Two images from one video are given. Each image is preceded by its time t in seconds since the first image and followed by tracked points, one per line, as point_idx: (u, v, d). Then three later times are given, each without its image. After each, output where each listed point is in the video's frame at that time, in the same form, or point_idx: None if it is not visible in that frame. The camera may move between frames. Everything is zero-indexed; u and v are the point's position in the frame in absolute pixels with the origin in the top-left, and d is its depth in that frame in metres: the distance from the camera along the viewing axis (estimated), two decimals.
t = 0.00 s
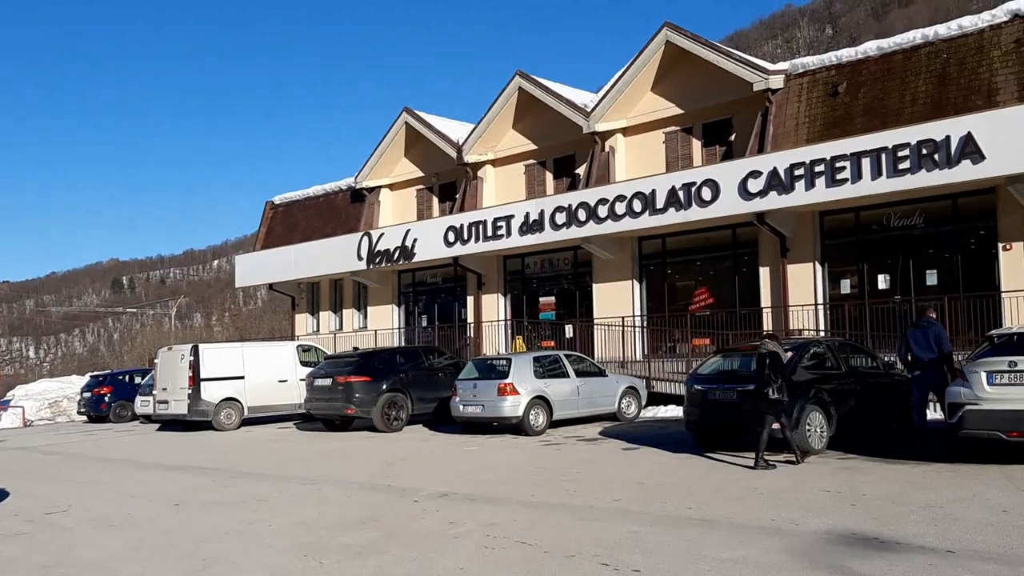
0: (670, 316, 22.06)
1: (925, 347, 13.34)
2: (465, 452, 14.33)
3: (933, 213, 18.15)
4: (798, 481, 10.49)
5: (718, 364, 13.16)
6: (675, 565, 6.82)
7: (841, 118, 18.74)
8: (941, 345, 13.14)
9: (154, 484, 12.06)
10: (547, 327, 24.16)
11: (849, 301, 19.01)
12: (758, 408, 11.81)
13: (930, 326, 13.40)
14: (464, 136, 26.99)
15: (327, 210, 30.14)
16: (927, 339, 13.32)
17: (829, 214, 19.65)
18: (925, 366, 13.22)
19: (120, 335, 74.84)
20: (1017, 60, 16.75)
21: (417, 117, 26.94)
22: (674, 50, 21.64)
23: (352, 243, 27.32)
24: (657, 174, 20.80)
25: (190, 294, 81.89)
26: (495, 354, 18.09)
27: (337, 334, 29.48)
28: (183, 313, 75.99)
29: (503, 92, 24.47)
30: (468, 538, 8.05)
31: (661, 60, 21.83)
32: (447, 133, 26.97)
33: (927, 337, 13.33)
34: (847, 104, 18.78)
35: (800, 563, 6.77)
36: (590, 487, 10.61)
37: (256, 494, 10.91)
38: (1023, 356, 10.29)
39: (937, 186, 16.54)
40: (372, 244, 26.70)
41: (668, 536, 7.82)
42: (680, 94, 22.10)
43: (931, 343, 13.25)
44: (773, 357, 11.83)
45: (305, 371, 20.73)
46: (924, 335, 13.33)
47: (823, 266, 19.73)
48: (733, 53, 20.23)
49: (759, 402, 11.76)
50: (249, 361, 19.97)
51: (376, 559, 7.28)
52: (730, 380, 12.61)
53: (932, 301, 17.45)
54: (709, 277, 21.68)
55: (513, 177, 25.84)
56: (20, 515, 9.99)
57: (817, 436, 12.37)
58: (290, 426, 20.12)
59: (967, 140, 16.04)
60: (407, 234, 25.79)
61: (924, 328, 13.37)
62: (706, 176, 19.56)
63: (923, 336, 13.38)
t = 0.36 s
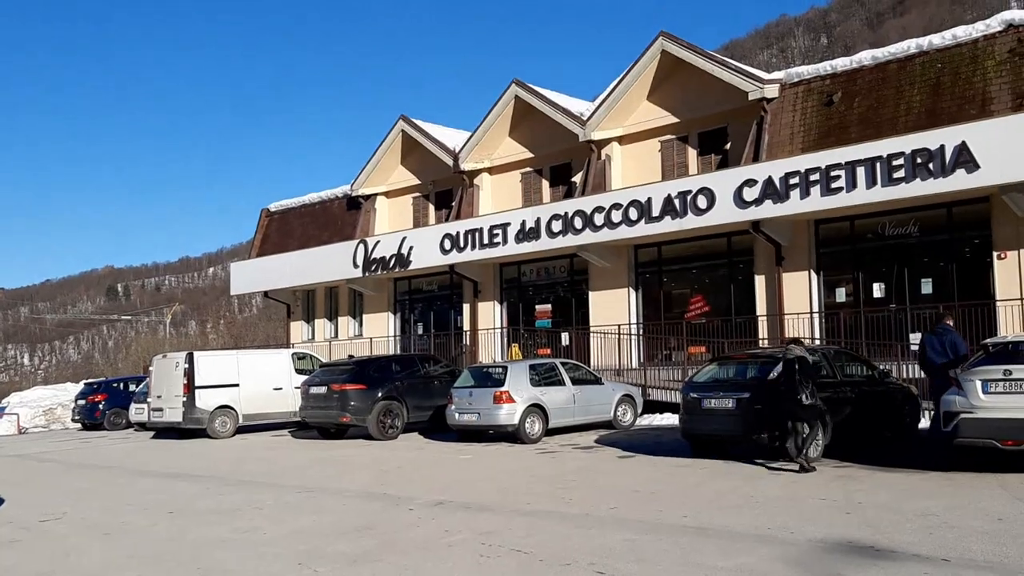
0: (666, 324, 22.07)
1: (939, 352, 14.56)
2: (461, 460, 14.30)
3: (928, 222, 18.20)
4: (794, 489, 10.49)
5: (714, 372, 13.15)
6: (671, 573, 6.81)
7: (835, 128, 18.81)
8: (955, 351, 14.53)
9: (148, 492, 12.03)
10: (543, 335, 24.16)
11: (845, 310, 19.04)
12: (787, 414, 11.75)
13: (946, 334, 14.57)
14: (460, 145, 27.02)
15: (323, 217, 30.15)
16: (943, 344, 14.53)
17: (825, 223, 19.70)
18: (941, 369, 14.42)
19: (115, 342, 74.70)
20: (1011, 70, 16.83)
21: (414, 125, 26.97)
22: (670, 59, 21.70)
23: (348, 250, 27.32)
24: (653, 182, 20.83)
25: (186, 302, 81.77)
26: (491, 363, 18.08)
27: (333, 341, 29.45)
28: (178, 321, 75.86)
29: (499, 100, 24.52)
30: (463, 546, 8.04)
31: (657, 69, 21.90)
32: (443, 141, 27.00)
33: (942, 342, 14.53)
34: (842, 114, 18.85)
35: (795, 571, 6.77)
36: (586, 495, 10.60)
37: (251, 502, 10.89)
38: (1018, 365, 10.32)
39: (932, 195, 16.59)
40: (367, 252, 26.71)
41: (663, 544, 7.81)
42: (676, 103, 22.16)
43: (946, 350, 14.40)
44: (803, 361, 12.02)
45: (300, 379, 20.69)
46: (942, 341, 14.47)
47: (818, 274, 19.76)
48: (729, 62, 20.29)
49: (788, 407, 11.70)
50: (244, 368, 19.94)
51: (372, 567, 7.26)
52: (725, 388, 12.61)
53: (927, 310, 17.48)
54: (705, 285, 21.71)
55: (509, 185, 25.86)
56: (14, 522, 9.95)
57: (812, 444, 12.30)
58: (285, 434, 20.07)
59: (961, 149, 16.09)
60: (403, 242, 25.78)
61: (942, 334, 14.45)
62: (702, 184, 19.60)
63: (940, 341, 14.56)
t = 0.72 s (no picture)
0: (647, 333, 22.10)
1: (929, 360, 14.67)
2: (440, 470, 14.23)
3: (906, 232, 18.34)
4: (774, 498, 10.50)
5: (694, 381, 13.15)
6: None
7: (814, 138, 18.93)
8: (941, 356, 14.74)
9: (124, 502, 11.89)
10: (525, 344, 24.14)
11: (824, 319, 19.14)
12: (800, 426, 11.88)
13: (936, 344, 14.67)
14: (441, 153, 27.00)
15: (303, 225, 30.01)
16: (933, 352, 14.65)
17: (804, 232, 19.80)
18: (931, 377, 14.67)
19: (92, 351, 73.96)
20: (988, 82, 17.00)
21: (394, 133, 26.92)
22: (651, 69, 21.78)
23: (328, 259, 27.20)
24: (634, 192, 20.89)
25: (164, 310, 81.11)
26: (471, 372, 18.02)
27: (312, 350, 29.29)
28: (156, 329, 75.26)
29: (481, 109, 24.52)
30: (442, 556, 7.97)
31: (638, 79, 21.97)
32: (424, 149, 26.97)
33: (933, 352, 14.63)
34: (821, 124, 18.98)
35: None
36: (567, 504, 10.56)
37: (229, 512, 10.78)
38: (995, 374, 10.38)
39: (910, 205, 16.71)
40: (348, 260, 26.60)
41: (644, 553, 7.80)
42: (657, 113, 22.25)
43: (936, 360, 14.54)
44: (817, 373, 12.27)
45: (279, 388, 20.56)
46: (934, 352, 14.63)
47: (797, 283, 19.85)
48: (710, 72, 20.37)
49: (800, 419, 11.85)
50: (222, 377, 19.79)
51: None
52: (706, 396, 12.62)
53: (905, 319, 17.60)
54: (686, 294, 21.77)
55: (490, 194, 25.84)
56: None
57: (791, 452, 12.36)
58: (263, 444, 19.92)
59: (938, 160, 16.23)
60: (383, 250, 25.71)
61: (937, 347, 14.40)
62: (683, 194, 19.66)
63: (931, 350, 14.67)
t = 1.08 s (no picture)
0: (569, 344, 22.24)
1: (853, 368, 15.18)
2: (359, 484, 14.03)
3: (818, 246, 18.88)
4: (691, 508, 10.64)
5: (614, 392, 13.24)
6: None
7: (731, 154, 19.36)
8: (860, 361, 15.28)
9: (25, 521, 11.41)
10: (447, 355, 24.01)
11: (740, 330, 19.55)
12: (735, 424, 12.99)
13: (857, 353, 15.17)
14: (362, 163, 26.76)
15: (220, 234, 29.38)
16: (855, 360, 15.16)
17: (722, 246, 20.20)
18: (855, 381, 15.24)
19: None
20: (894, 103, 17.64)
21: (315, 142, 26.57)
22: (574, 84, 21.99)
23: (246, 269, 26.66)
24: (556, 204, 21.03)
25: (74, 321, 78.34)
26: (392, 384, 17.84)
27: (229, 362, 28.63)
28: (65, 341, 72.64)
29: (403, 120, 24.40)
30: (360, 572, 7.84)
31: (561, 92, 22.16)
32: (345, 158, 26.69)
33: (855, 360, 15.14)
34: (738, 140, 19.42)
35: None
36: (486, 517, 10.51)
37: (137, 530, 10.42)
38: (901, 384, 10.72)
39: (822, 220, 17.21)
40: (266, 270, 26.12)
41: (562, 565, 7.80)
42: (580, 126, 22.46)
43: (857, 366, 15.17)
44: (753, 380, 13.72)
45: (193, 401, 20.03)
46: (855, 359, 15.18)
47: (715, 296, 20.22)
48: (631, 88, 20.67)
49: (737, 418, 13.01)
50: (133, 391, 19.18)
51: None
52: (625, 407, 12.74)
53: (817, 331, 18.09)
54: (607, 305, 21.99)
55: (413, 205, 25.70)
56: None
57: (707, 462, 12.59)
58: (176, 458, 19.36)
59: (848, 177, 16.75)
60: (303, 260, 25.33)
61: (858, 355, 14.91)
62: (605, 207, 19.88)
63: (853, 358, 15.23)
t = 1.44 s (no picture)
0: (488, 355, 22.23)
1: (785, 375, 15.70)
2: (272, 498, 13.74)
3: (732, 260, 19.32)
4: (607, 518, 10.71)
5: (534, 404, 13.27)
6: None
7: (649, 169, 19.69)
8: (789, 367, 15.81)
9: None
10: (365, 367, 23.75)
11: (657, 342, 19.85)
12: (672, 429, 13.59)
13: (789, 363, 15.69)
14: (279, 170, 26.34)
15: (130, 241, 28.52)
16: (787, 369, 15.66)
17: (639, 259, 20.49)
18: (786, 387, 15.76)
19: None
20: (804, 122, 18.18)
21: (231, 148, 26.04)
22: (495, 96, 22.06)
23: (157, 277, 25.92)
24: (477, 215, 21.04)
25: None
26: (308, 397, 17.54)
27: (137, 374, 27.75)
28: None
29: (323, 127, 24.11)
30: None
31: (482, 104, 22.21)
32: (261, 166, 26.22)
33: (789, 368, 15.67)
34: (656, 155, 19.75)
35: None
36: (402, 531, 10.39)
37: (36, 548, 9.99)
38: (810, 395, 11.01)
39: (735, 235, 17.61)
40: (177, 279, 25.44)
41: None
42: (501, 138, 22.54)
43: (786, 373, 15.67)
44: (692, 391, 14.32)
45: (99, 414, 19.35)
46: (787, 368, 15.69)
47: (633, 308, 20.48)
48: (551, 101, 20.84)
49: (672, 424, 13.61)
50: (35, 403, 18.42)
51: None
52: (544, 419, 12.78)
53: (731, 342, 18.50)
54: (527, 317, 22.07)
55: (332, 214, 25.38)
56: None
57: (625, 472, 12.73)
58: (79, 473, 18.65)
59: (761, 194, 17.19)
60: (217, 269, 24.75)
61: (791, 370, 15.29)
62: (525, 219, 19.96)
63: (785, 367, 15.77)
